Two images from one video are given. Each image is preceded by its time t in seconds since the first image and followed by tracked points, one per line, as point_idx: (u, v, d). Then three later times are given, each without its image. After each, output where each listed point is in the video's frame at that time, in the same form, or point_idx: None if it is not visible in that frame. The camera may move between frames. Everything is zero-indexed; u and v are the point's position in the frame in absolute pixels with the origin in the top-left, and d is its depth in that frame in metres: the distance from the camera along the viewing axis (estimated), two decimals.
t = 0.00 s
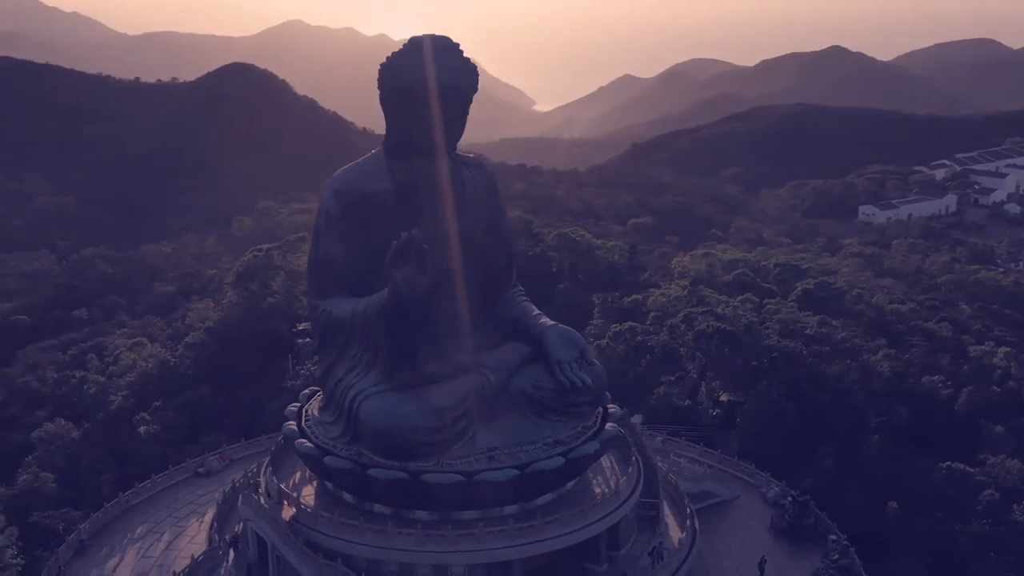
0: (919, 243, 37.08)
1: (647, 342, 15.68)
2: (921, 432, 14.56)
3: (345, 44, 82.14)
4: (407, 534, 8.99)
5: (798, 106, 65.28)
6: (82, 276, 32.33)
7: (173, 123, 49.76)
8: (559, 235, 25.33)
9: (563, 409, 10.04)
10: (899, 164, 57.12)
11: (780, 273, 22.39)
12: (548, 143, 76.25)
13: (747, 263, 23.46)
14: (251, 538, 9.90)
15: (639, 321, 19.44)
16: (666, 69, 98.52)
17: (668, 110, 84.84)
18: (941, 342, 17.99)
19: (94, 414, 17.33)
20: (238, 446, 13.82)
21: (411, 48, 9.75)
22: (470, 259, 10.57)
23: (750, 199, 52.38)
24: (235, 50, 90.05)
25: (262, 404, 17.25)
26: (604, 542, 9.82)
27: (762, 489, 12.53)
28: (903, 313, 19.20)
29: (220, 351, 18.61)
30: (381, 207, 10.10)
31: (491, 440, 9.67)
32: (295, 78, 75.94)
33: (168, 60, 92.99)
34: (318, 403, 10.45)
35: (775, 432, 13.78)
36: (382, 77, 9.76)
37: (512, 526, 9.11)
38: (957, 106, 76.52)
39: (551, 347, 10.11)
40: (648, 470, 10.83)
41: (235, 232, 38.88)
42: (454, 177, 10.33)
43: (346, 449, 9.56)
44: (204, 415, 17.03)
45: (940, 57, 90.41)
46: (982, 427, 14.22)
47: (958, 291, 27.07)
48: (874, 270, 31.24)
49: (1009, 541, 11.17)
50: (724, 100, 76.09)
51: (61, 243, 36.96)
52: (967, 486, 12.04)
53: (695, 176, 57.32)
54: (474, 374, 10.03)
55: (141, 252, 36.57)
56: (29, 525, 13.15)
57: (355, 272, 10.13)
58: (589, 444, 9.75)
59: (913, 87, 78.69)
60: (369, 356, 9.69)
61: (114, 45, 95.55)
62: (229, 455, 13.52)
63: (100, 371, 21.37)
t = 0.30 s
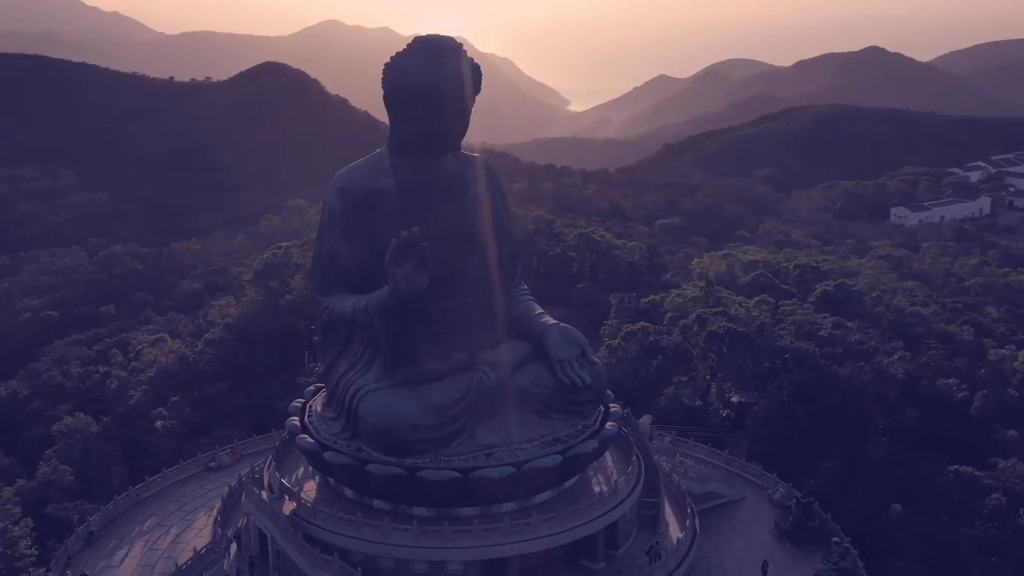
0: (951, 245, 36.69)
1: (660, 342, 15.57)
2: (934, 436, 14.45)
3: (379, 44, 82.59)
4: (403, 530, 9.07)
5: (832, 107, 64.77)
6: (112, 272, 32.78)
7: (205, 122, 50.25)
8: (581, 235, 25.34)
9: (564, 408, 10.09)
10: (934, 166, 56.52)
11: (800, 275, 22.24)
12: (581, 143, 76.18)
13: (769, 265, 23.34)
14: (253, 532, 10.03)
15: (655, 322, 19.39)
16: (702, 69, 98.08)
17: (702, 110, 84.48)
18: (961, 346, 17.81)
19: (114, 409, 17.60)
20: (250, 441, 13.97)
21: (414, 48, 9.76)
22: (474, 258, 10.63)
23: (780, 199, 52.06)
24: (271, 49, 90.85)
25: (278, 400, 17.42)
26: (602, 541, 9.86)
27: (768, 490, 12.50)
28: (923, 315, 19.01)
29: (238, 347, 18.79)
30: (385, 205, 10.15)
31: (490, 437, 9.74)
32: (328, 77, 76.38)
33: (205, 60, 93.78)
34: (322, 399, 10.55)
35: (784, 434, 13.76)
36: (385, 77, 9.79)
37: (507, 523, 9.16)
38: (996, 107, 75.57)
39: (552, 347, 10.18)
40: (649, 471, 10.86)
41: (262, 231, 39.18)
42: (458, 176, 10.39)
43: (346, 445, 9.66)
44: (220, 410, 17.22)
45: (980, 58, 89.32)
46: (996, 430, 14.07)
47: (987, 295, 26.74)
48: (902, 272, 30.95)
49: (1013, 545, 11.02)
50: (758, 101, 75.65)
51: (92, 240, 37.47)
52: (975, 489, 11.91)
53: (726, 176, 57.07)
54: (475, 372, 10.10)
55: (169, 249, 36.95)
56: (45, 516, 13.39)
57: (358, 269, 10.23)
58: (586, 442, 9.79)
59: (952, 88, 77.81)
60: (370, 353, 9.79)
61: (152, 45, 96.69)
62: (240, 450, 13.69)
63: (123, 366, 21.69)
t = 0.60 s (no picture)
0: (979, 248, 36.33)
1: (670, 341, 15.76)
2: (945, 439, 14.36)
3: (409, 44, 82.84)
4: (399, 525, 9.15)
5: (864, 108, 64.27)
6: (139, 268, 33.16)
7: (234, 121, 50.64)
8: (600, 235, 25.35)
9: (562, 406, 10.19)
10: (966, 168, 55.94)
11: (818, 276, 22.13)
12: (611, 144, 76.05)
13: (788, 265, 23.25)
14: (254, 526, 10.16)
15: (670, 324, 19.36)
16: (734, 70, 97.56)
17: (734, 111, 84.08)
18: (978, 349, 17.64)
19: (132, 404, 17.86)
20: (259, 437, 14.14)
21: (416, 47, 9.83)
22: (476, 257, 10.70)
23: (809, 201, 51.75)
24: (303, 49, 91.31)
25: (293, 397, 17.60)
26: (598, 540, 9.91)
27: (772, 492, 12.48)
28: (941, 318, 18.84)
29: (255, 344, 18.99)
30: (386, 203, 10.22)
31: (488, 435, 9.81)
32: (358, 77, 76.74)
33: (239, 58, 94.41)
34: (324, 395, 10.65)
35: (790, 435, 13.73)
36: (386, 76, 9.88)
37: (502, 520, 9.22)
38: None
39: (551, 346, 10.29)
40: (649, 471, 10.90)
41: (288, 229, 39.45)
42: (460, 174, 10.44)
43: (345, 440, 9.76)
44: (235, 406, 17.39)
45: (1017, 60, 88.23)
46: (1008, 434, 13.94)
47: (1012, 299, 26.45)
48: (927, 275, 30.70)
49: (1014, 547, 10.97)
50: (789, 102, 75.19)
51: (120, 237, 37.93)
52: (979, 492, 11.85)
53: (754, 177, 56.78)
54: (473, 369, 10.18)
55: (195, 246, 37.28)
56: (57, 509, 13.62)
57: (360, 267, 10.33)
58: (583, 441, 9.83)
59: (986, 90, 76.93)
60: (370, 351, 9.89)
61: (185, 44, 97.44)
62: (249, 445, 13.84)
63: (143, 362, 21.95)
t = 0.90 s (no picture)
0: (1009, 251, 35.85)
1: (679, 342, 15.78)
2: (955, 442, 14.25)
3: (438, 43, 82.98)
4: (394, 521, 9.23)
5: (896, 109, 63.61)
6: (164, 266, 33.52)
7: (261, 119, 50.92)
8: (619, 235, 25.35)
9: (560, 405, 10.22)
10: (999, 169, 55.21)
11: (836, 277, 22.00)
12: (641, 144, 75.79)
13: (806, 267, 23.12)
14: (254, 521, 10.27)
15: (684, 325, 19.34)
16: (767, 71, 96.82)
17: (765, 112, 83.49)
18: (994, 352, 17.47)
19: (149, 399, 18.11)
20: (268, 433, 14.28)
21: (416, 47, 9.90)
22: (477, 255, 10.75)
23: (838, 202, 51.31)
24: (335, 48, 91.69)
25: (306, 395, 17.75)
26: (595, 538, 9.95)
27: (776, 493, 12.46)
28: (958, 320, 18.67)
29: (270, 342, 19.15)
30: (386, 201, 10.31)
31: (484, 433, 9.87)
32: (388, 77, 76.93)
33: (272, 58, 94.95)
34: (326, 392, 10.76)
35: (797, 437, 13.69)
36: (387, 74, 9.96)
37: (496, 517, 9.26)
38: None
39: (550, 344, 10.31)
40: (649, 470, 10.93)
41: (312, 227, 39.66)
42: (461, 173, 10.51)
43: (344, 437, 9.85)
44: (249, 403, 17.56)
45: None
46: (1018, 438, 13.82)
47: None
48: (953, 278, 30.36)
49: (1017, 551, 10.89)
50: (821, 103, 74.56)
51: (147, 235, 38.35)
52: (984, 496, 11.77)
53: (783, 178, 56.40)
54: (472, 368, 10.24)
55: (220, 244, 37.59)
56: (70, 502, 13.84)
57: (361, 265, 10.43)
58: (580, 440, 9.88)
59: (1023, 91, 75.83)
60: (368, 348, 9.97)
61: (219, 44, 98.18)
62: (258, 441, 13.99)
63: (163, 358, 22.22)
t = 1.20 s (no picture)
0: None
1: (688, 342, 15.76)
2: (964, 445, 14.16)
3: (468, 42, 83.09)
4: (388, 517, 9.31)
5: (928, 110, 62.94)
6: (188, 263, 33.84)
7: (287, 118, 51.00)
8: (637, 235, 25.34)
9: (556, 404, 10.28)
10: None
11: (853, 279, 21.88)
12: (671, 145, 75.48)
13: (824, 268, 22.99)
14: (253, 516, 10.38)
15: (696, 325, 19.31)
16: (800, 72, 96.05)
17: (796, 113, 82.89)
18: (1009, 355, 17.31)
19: (164, 394, 18.34)
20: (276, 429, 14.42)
21: (417, 47, 9.99)
22: (478, 254, 10.82)
23: (866, 203, 50.89)
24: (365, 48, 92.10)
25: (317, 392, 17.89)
26: (590, 536, 10.00)
27: (778, 494, 12.45)
28: (974, 323, 18.51)
29: (284, 339, 19.31)
30: (386, 199, 10.39)
31: (480, 430, 9.94)
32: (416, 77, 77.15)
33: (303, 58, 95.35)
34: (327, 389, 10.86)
35: (803, 439, 13.66)
36: (388, 74, 10.04)
37: (490, 514, 9.32)
38: None
39: (548, 343, 10.36)
40: (647, 469, 10.97)
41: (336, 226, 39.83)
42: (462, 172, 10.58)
43: (341, 433, 9.95)
44: (262, 399, 17.70)
45: None
46: None
47: None
48: (978, 282, 30.02)
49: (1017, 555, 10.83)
50: (852, 104, 73.93)
51: (172, 232, 38.73)
52: (986, 499, 11.72)
53: (811, 180, 56.00)
54: (469, 365, 10.32)
55: (244, 242, 37.90)
56: (81, 495, 14.04)
57: (360, 262, 10.52)
58: (576, 438, 9.93)
59: None
60: (367, 344, 10.07)
61: (252, 43, 98.95)
62: (265, 436, 14.12)
63: (182, 354, 22.46)
